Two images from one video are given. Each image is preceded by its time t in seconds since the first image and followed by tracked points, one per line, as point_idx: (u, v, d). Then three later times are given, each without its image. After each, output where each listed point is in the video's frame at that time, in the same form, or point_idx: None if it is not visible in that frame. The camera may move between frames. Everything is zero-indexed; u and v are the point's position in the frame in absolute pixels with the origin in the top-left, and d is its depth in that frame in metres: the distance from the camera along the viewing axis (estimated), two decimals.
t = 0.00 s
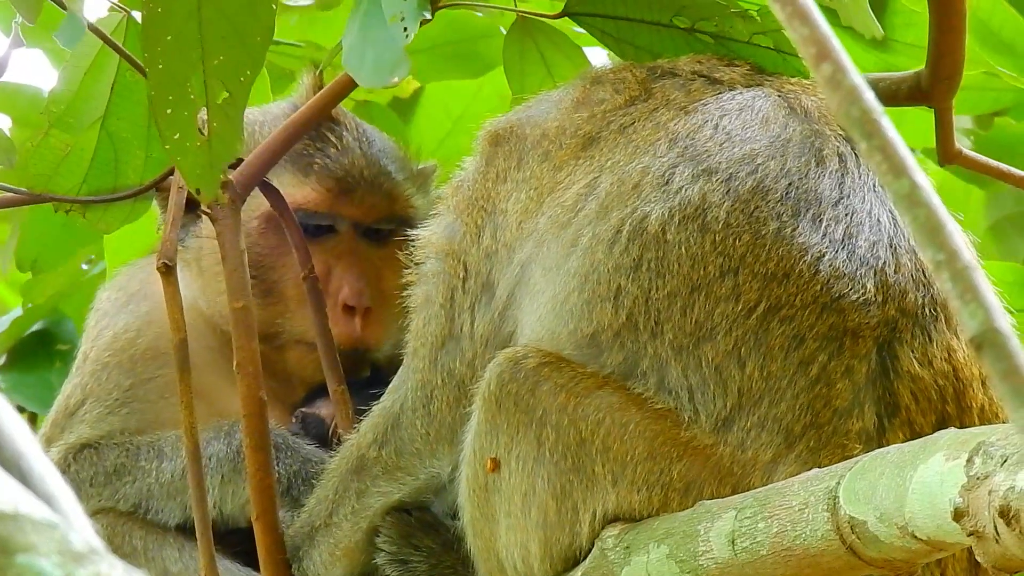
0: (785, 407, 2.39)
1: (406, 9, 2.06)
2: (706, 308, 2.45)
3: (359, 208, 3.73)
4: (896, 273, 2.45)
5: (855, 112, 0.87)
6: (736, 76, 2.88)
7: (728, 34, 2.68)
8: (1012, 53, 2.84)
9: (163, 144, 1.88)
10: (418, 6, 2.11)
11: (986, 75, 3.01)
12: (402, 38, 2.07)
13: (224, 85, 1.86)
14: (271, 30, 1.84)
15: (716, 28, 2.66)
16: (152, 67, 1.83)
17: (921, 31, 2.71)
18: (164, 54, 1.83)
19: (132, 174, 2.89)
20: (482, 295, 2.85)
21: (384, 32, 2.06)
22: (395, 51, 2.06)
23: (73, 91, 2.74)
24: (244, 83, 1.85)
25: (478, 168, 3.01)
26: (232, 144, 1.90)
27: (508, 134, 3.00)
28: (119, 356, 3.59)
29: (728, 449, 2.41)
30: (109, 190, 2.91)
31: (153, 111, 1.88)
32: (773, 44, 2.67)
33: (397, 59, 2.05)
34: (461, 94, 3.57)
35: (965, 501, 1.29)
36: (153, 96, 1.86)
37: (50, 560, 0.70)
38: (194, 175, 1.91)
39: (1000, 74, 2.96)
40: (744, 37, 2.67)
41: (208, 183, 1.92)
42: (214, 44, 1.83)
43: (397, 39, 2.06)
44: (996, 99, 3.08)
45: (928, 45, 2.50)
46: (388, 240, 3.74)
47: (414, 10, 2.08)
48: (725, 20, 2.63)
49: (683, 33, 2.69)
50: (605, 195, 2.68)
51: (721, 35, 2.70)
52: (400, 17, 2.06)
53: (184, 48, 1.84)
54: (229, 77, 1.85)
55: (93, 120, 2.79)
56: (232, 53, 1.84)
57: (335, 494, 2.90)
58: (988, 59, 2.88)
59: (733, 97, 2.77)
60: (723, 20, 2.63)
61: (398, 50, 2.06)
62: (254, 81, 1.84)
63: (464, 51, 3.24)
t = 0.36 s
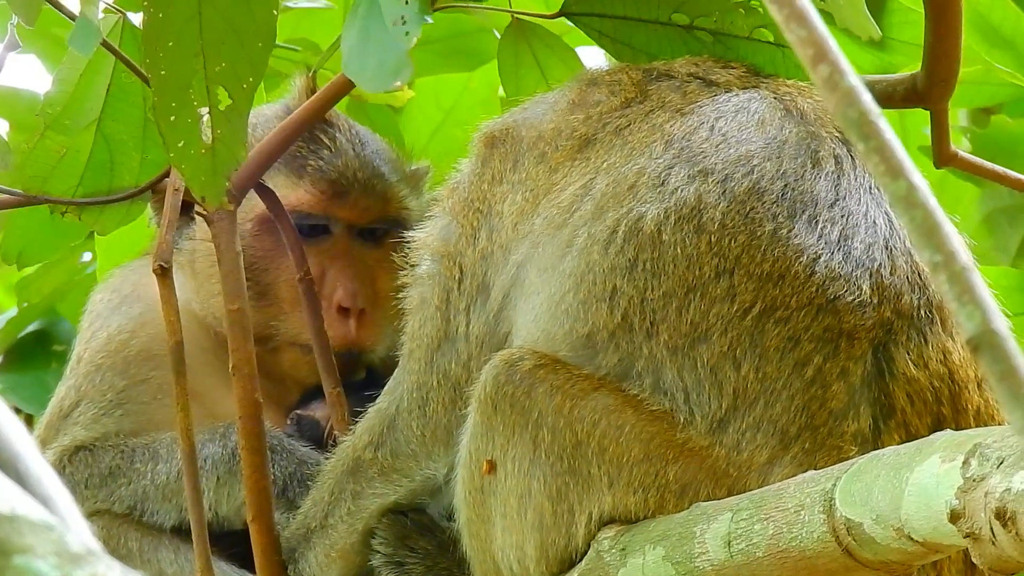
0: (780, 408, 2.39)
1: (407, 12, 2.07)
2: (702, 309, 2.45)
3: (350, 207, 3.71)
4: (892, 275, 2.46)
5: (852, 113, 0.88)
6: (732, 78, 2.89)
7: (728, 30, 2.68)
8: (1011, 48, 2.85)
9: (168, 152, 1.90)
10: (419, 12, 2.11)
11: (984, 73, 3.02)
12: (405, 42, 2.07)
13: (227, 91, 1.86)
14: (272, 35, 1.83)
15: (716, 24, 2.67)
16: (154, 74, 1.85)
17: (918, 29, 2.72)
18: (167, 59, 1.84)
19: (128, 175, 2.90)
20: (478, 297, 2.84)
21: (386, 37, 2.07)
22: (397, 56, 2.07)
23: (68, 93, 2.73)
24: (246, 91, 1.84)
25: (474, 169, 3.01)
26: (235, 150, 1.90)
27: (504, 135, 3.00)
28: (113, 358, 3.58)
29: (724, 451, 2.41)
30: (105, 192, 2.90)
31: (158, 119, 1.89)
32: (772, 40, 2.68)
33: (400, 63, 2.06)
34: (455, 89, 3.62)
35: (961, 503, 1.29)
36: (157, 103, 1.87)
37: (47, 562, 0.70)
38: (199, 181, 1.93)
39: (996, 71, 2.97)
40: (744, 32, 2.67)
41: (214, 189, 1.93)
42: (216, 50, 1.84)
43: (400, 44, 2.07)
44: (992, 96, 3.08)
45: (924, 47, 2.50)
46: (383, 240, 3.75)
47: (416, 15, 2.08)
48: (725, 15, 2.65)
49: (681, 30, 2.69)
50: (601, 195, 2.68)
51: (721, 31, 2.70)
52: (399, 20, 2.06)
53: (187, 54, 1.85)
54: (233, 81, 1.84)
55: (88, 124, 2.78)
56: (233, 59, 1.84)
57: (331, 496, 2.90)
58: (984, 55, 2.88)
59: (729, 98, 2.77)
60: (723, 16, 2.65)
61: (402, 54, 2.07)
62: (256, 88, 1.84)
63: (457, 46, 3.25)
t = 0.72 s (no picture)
0: (777, 410, 2.39)
1: (398, 11, 2.08)
2: (699, 310, 2.46)
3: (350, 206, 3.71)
4: (888, 277, 2.46)
5: (850, 115, 0.88)
6: (728, 80, 2.90)
7: (723, 35, 2.69)
8: (1004, 52, 2.92)
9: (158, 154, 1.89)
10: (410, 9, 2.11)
11: (976, 77, 3.04)
12: (395, 40, 2.08)
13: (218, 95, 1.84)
14: (265, 39, 1.83)
15: (711, 29, 2.67)
16: (145, 77, 1.83)
17: (914, 30, 2.74)
18: (159, 63, 1.82)
19: (125, 177, 2.88)
20: (474, 299, 2.84)
21: (377, 36, 2.08)
22: (387, 57, 2.07)
23: (66, 94, 2.75)
24: (239, 94, 1.83)
25: (471, 171, 3.02)
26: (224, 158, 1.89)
27: (500, 138, 3.00)
28: (104, 355, 3.57)
29: (721, 452, 2.41)
30: (103, 194, 2.89)
31: (148, 120, 1.87)
32: (768, 41, 2.68)
33: (390, 61, 2.07)
34: (436, 88, 3.59)
35: (959, 504, 1.29)
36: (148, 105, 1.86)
37: (44, 564, 0.70)
38: (190, 186, 1.91)
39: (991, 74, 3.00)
40: (739, 38, 2.69)
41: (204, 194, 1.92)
42: (209, 54, 1.82)
43: (390, 43, 2.07)
44: (987, 100, 3.09)
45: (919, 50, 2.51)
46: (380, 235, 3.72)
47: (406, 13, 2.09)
48: (720, 20, 2.65)
49: (676, 35, 2.69)
50: (597, 197, 2.68)
51: (715, 36, 2.70)
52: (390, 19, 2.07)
53: (177, 58, 1.83)
54: (224, 87, 1.84)
55: (86, 125, 2.80)
56: (226, 63, 1.83)
57: (328, 497, 2.90)
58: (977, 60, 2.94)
59: (726, 100, 2.78)
60: (718, 22, 2.65)
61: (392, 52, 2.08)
62: (249, 93, 1.83)
63: (449, 49, 3.24)
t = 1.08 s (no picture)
0: (777, 412, 2.39)
1: (402, 18, 2.07)
2: (698, 313, 2.46)
3: (346, 214, 3.73)
4: (887, 279, 2.46)
5: (848, 116, 0.88)
6: (727, 81, 2.90)
7: (722, 33, 2.69)
8: (1003, 51, 2.90)
9: (163, 162, 1.87)
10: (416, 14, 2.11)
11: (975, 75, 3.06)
12: (400, 47, 2.09)
13: (224, 101, 1.85)
14: (268, 43, 1.84)
15: (710, 27, 2.67)
16: (150, 82, 1.84)
17: (910, 32, 2.73)
18: (161, 70, 1.84)
19: (123, 178, 2.86)
20: (473, 301, 2.84)
21: (381, 42, 2.09)
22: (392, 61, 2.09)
23: (65, 95, 2.76)
24: (242, 100, 1.85)
25: (470, 172, 3.02)
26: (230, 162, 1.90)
27: (499, 139, 3.00)
28: (97, 362, 3.57)
29: (720, 454, 2.41)
30: (102, 194, 2.87)
31: (153, 128, 1.88)
32: (767, 40, 2.68)
33: (395, 68, 2.08)
34: (435, 85, 3.53)
35: (957, 505, 1.29)
36: (152, 112, 1.86)
37: (43, 564, 0.70)
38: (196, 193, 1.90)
39: (989, 73, 3.00)
40: (739, 34, 2.69)
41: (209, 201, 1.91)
42: (212, 60, 1.83)
43: (396, 48, 2.09)
44: (985, 99, 3.14)
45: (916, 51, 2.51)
46: (361, 238, 3.73)
47: (411, 20, 2.08)
48: (718, 18, 2.65)
49: (675, 33, 2.70)
50: (596, 200, 2.68)
51: (713, 34, 2.70)
52: (394, 25, 2.07)
53: (182, 63, 1.84)
54: (229, 93, 1.85)
55: (85, 126, 2.80)
56: (228, 69, 1.84)
57: (326, 500, 2.89)
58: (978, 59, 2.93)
59: (724, 102, 2.78)
60: (717, 19, 2.65)
61: (397, 59, 2.09)
62: (253, 99, 1.84)
63: (447, 45, 3.25)
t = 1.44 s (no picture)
0: (777, 410, 2.39)
1: (395, 12, 2.09)
2: (698, 312, 2.46)
3: (347, 214, 3.73)
4: (887, 277, 2.46)
5: (847, 117, 0.89)
6: (728, 80, 2.90)
7: (722, 37, 2.70)
8: (1001, 54, 2.92)
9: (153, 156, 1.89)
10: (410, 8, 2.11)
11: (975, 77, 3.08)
12: (393, 41, 2.09)
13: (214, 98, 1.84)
14: (260, 43, 1.83)
15: (711, 30, 2.68)
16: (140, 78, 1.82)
17: (911, 33, 2.72)
18: (153, 66, 1.82)
19: (123, 178, 2.88)
20: (474, 300, 2.84)
21: (375, 37, 2.09)
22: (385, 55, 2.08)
23: (65, 95, 2.76)
24: (234, 98, 1.84)
25: (470, 171, 3.02)
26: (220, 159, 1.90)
27: (499, 138, 3.01)
28: (96, 361, 3.58)
29: (720, 453, 2.41)
30: (101, 193, 2.88)
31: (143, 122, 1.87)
32: (767, 44, 2.69)
33: (386, 64, 2.07)
34: (426, 88, 3.59)
35: (957, 504, 1.29)
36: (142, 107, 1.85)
37: (42, 565, 0.70)
38: (185, 187, 1.93)
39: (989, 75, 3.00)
40: (739, 39, 2.70)
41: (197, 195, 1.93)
42: (203, 58, 1.82)
43: (386, 43, 2.08)
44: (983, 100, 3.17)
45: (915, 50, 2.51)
46: (361, 239, 3.74)
47: (404, 14, 2.09)
48: (718, 21, 2.66)
49: (676, 36, 2.69)
50: (596, 198, 2.68)
51: (714, 37, 2.71)
52: (388, 19, 2.09)
53: (172, 58, 1.82)
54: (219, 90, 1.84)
55: (86, 126, 2.79)
56: (220, 66, 1.82)
57: (326, 498, 2.89)
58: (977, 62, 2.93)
59: (724, 100, 2.78)
60: (717, 23, 2.66)
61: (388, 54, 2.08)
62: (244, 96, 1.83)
63: (444, 45, 3.25)
